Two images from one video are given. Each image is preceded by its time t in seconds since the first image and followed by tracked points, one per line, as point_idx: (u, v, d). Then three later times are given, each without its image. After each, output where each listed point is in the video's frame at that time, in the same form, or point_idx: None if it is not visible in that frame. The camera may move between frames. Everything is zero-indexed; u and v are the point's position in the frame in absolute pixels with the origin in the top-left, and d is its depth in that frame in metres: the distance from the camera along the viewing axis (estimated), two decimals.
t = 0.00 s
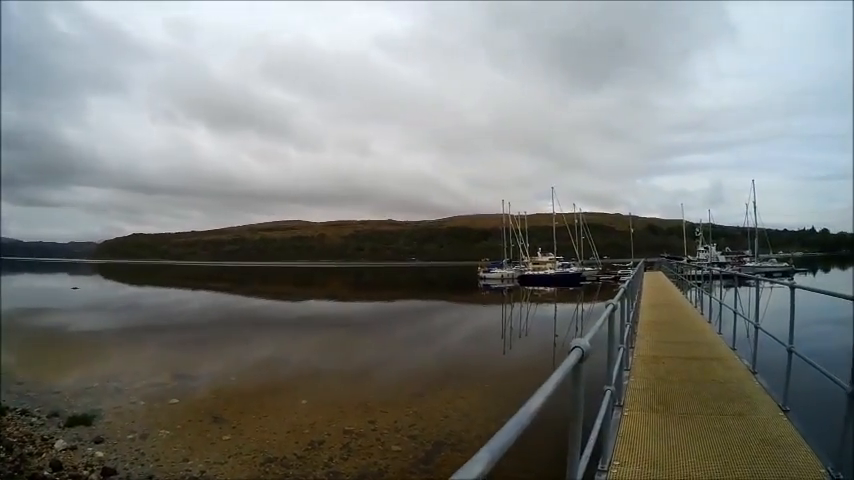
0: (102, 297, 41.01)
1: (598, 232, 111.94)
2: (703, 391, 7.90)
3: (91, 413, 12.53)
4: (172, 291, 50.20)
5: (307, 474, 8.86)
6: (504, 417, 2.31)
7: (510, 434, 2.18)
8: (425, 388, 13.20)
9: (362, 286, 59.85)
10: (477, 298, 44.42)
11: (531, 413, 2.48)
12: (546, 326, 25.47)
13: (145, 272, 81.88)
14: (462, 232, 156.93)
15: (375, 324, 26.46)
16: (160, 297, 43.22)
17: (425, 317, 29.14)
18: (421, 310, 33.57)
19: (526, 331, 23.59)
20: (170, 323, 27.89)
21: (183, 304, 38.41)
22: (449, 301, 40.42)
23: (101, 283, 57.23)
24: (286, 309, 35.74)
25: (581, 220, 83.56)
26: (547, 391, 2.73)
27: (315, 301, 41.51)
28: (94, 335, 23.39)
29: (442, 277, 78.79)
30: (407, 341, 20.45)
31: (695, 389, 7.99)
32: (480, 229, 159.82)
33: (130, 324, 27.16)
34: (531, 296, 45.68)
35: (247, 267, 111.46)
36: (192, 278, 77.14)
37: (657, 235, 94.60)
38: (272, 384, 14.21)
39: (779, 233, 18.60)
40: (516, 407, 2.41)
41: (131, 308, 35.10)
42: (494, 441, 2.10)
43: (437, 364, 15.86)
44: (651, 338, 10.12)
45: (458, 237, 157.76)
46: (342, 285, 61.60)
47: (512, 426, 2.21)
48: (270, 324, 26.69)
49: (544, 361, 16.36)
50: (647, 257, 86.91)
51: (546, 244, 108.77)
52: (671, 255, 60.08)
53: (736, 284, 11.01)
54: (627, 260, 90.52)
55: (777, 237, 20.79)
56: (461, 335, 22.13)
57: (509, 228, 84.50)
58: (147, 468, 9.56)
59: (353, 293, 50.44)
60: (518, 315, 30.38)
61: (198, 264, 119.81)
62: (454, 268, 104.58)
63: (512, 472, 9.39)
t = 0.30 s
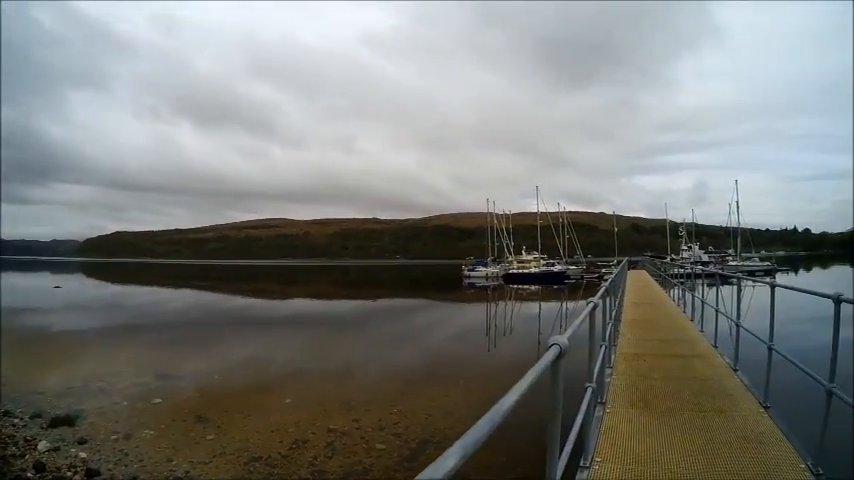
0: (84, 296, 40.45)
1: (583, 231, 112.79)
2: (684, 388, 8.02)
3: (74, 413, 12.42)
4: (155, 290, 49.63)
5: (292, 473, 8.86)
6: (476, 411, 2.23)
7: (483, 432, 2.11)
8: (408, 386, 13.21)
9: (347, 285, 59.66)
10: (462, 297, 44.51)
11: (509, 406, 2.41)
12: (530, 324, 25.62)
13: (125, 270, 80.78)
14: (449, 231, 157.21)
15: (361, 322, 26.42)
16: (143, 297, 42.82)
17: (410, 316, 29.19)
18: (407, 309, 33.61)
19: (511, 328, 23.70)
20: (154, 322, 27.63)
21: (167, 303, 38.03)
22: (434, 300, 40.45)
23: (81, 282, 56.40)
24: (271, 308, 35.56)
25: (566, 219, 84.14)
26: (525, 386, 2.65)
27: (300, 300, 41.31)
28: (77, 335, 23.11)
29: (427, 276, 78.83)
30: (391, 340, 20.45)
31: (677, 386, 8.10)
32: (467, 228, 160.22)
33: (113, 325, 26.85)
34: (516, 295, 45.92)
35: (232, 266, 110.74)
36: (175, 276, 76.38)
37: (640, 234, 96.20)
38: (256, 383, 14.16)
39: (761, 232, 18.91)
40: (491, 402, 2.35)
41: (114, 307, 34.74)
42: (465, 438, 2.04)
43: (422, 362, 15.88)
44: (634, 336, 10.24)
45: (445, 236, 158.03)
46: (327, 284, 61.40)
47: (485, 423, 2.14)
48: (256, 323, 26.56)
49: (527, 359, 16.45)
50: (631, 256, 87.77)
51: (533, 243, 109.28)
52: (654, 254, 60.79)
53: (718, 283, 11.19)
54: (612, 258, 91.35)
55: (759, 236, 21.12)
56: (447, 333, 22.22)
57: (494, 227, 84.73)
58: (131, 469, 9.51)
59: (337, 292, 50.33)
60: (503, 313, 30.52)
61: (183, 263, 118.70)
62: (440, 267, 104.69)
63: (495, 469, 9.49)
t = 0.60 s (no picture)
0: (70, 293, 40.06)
1: (572, 229, 113.52)
2: (670, 385, 8.10)
3: (61, 412, 12.35)
4: (142, 288, 49.29)
5: (280, 470, 8.87)
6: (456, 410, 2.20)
7: (460, 427, 2.08)
8: (396, 383, 13.24)
9: (337, 282, 59.56)
10: (451, 294, 44.65)
11: (488, 403, 2.37)
12: (519, 322, 25.76)
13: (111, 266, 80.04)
14: (441, 229, 157.54)
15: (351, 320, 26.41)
16: (131, 294, 42.52)
17: (399, 313, 29.23)
18: (396, 306, 33.68)
19: (500, 326, 23.81)
20: (143, 321, 27.47)
21: (154, 301, 37.80)
22: (423, 297, 40.53)
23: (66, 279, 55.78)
24: (260, 305, 35.45)
25: (554, 216, 84.64)
26: (503, 384, 2.62)
27: (289, 298, 41.23)
28: (64, 334, 22.94)
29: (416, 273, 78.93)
30: (379, 337, 20.48)
31: (663, 383, 8.19)
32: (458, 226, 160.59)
33: (101, 323, 26.65)
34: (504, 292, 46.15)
35: (221, 263, 110.19)
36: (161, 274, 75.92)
37: (629, 232, 97.04)
38: (245, 381, 14.13)
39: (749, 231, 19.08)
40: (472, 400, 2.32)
41: (100, 305, 34.45)
42: (442, 434, 2.00)
43: (411, 360, 15.91)
44: (621, 333, 10.32)
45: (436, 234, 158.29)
46: (317, 281, 61.27)
47: (461, 419, 2.11)
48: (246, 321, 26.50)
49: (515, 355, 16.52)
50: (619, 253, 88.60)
51: (521, 241, 109.65)
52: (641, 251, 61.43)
53: (706, 281, 11.30)
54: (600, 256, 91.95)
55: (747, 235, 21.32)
56: (436, 330, 22.28)
57: (483, 225, 84.99)
58: (119, 468, 9.47)
59: (327, 289, 50.24)
60: (492, 310, 30.65)
61: (172, 261, 118.07)
62: (430, 264, 104.80)
63: (484, 465, 9.54)
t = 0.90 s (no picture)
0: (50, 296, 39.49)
1: (556, 228, 114.48)
2: (652, 382, 8.22)
3: (44, 417, 12.22)
4: (124, 290, 48.75)
5: (266, 473, 8.86)
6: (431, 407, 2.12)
7: (436, 424, 2.00)
8: (380, 384, 13.26)
9: (322, 283, 59.40)
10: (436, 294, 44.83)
11: (464, 399, 2.27)
12: (502, 321, 25.93)
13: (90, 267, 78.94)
14: (427, 229, 157.86)
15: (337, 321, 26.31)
16: (114, 296, 42.04)
17: (384, 314, 29.24)
18: (382, 307, 33.71)
19: (484, 326, 23.95)
20: (127, 323, 27.20)
21: (137, 303, 37.44)
22: (408, 298, 40.61)
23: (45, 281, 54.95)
24: (245, 306, 35.26)
25: (538, 215, 85.37)
26: (480, 381, 2.55)
27: (273, 299, 41.10)
28: (46, 338, 22.63)
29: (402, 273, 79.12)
30: (364, 338, 20.48)
31: (645, 380, 8.30)
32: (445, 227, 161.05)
33: (84, 326, 26.35)
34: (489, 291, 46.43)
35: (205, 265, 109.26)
36: (143, 275, 75.06)
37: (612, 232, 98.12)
38: (230, 383, 14.05)
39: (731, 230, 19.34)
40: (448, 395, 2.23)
41: (83, 307, 34.03)
42: (414, 431, 1.89)
43: (397, 360, 15.94)
44: (604, 332, 10.42)
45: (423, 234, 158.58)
46: (301, 282, 61.04)
47: (438, 416, 2.01)
48: (232, 323, 26.34)
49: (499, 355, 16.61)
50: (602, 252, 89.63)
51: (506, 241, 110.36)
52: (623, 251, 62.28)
53: (687, 279, 11.44)
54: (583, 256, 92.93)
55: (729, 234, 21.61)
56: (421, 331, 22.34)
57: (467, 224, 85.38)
58: (104, 473, 9.41)
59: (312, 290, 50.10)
60: (477, 310, 30.79)
61: (156, 262, 116.79)
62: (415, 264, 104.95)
63: (469, 464, 9.59)
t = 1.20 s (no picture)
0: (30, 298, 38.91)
1: (541, 230, 115.26)
2: (634, 383, 8.34)
3: (25, 422, 12.09)
4: (106, 292, 48.14)
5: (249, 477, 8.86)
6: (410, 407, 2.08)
7: (413, 425, 1.95)
8: (365, 387, 13.27)
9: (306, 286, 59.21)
10: (420, 296, 44.96)
11: (441, 402, 2.21)
12: (486, 323, 26.11)
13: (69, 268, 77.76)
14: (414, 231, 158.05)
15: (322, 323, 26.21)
16: (95, 299, 41.56)
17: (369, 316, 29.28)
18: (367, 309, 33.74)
19: (469, 328, 24.08)
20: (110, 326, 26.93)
21: (119, 306, 37.07)
22: (392, 300, 40.68)
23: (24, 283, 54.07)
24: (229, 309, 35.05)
25: (522, 217, 85.93)
26: (458, 383, 2.51)
27: (257, 301, 40.94)
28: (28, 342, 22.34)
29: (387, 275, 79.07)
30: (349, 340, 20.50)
31: (627, 381, 8.42)
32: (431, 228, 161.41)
33: (66, 330, 26.04)
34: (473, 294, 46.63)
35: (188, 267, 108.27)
36: (124, 277, 74.19)
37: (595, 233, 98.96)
38: (214, 387, 13.98)
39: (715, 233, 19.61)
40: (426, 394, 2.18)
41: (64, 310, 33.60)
42: (392, 432, 1.85)
43: (381, 363, 15.97)
44: (588, 334, 10.53)
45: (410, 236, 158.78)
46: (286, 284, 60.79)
47: (415, 417, 1.96)
48: (217, 325, 26.18)
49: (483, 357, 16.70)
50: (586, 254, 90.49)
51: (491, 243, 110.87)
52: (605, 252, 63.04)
53: (670, 281, 11.61)
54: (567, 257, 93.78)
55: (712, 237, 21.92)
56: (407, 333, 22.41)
57: (452, 226, 85.66)
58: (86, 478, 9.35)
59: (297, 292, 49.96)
60: (461, 312, 30.92)
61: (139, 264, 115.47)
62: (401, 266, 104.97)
63: (451, 466, 9.65)
